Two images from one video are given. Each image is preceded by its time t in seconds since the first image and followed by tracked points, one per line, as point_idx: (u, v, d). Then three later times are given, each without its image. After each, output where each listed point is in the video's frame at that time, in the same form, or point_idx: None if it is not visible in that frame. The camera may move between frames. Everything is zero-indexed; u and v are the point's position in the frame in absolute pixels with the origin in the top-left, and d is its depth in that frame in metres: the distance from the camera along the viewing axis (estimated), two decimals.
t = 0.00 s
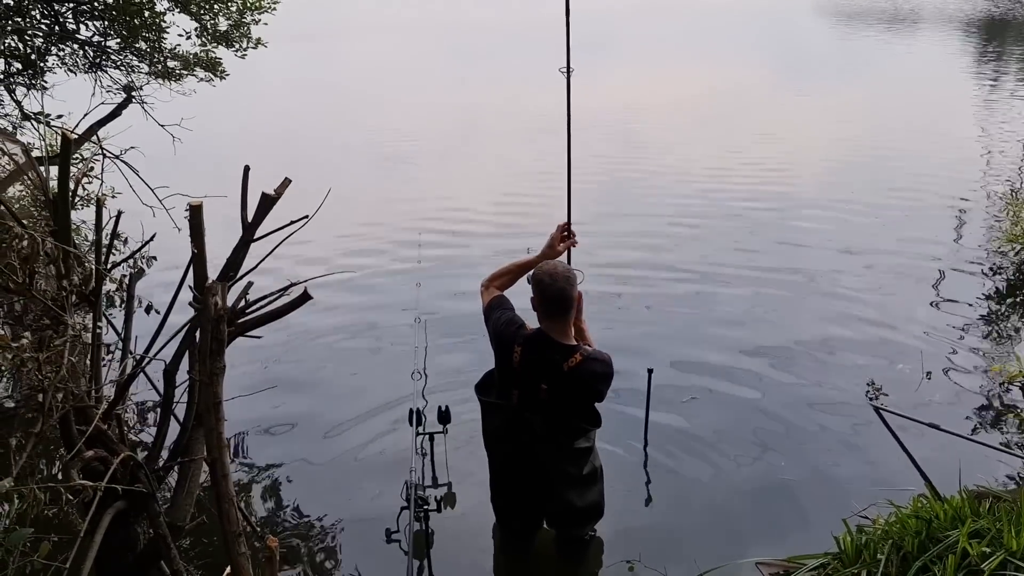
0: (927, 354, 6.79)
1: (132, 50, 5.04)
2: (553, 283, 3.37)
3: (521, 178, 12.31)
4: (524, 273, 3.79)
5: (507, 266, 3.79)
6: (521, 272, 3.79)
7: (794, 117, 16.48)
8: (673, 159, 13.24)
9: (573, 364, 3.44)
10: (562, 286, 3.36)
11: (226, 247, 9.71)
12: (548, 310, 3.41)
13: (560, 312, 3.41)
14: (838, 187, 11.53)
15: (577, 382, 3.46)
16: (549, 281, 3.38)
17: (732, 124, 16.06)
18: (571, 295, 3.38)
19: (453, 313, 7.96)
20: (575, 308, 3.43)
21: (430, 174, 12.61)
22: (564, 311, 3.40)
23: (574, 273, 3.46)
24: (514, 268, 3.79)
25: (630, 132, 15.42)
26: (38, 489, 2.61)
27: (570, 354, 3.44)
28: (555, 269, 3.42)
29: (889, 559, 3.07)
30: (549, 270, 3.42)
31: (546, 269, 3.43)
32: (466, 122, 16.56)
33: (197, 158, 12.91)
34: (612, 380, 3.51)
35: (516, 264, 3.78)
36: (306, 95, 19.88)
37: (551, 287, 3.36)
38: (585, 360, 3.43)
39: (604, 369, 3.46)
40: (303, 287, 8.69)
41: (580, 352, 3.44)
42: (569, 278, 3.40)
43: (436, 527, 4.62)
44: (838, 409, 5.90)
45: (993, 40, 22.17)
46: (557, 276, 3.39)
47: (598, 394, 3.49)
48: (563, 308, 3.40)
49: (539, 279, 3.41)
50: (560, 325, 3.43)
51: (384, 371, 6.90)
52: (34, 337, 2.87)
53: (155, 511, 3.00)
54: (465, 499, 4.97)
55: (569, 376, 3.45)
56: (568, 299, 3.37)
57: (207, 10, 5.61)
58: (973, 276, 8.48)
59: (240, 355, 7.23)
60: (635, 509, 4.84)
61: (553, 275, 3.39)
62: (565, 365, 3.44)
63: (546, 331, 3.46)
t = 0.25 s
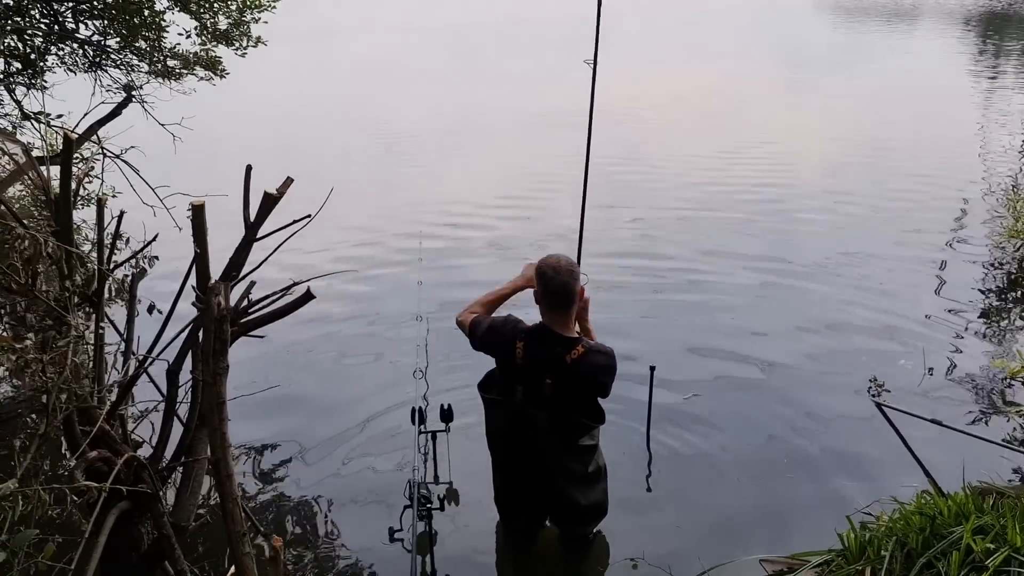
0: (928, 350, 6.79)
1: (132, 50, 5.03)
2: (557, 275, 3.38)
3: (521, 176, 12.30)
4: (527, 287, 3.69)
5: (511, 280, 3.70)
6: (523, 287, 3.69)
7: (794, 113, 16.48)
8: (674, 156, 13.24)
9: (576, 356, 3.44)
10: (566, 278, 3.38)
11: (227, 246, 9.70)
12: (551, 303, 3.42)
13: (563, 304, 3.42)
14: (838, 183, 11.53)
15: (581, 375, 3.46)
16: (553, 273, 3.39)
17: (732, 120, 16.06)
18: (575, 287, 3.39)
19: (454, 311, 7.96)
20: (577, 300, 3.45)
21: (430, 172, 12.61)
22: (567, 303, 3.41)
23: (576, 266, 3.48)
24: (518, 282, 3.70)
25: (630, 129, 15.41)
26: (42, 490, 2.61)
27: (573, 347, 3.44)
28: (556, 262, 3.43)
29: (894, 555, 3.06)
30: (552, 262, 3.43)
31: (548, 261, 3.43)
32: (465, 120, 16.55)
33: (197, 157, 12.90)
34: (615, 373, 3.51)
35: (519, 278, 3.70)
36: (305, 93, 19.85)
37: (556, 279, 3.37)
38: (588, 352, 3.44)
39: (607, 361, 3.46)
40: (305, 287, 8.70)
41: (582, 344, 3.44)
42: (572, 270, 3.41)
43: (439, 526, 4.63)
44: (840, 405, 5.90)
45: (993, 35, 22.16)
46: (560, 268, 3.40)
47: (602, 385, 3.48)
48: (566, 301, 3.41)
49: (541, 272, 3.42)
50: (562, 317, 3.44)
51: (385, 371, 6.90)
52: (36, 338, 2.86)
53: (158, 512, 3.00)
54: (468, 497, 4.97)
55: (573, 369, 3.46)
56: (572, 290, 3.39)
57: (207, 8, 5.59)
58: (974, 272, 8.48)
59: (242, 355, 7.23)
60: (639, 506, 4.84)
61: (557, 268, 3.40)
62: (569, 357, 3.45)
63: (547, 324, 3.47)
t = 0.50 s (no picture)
0: (926, 347, 6.82)
1: (130, 48, 5.02)
2: (550, 268, 3.41)
3: (519, 175, 12.31)
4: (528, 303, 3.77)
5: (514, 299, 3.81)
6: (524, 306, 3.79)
7: (791, 111, 16.51)
8: (671, 154, 13.26)
9: (572, 348, 3.44)
10: (560, 271, 3.40)
11: (225, 245, 9.70)
12: (546, 297, 3.44)
13: (558, 298, 3.44)
14: (836, 181, 11.55)
15: (579, 367, 3.45)
16: (546, 267, 3.42)
17: (729, 118, 16.08)
18: (569, 279, 3.41)
19: (453, 309, 7.97)
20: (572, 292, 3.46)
21: (428, 170, 12.61)
22: (562, 295, 3.43)
23: (570, 260, 3.51)
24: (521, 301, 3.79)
25: (628, 127, 15.42)
26: (44, 490, 2.61)
27: (569, 338, 3.45)
28: (550, 255, 3.46)
29: (892, 553, 3.08)
30: (545, 256, 3.45)
31: (542, 255, 3.46)
32: (463, 118, 16.55)
33: (195, 156, 12.88)
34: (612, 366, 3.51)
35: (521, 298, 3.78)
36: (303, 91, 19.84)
37: (549, 272, 3.40)
38: (584, 344, 3.44)
39: (603, 353, 3.45)
40: (304, 285, 8.70)
41: (577, 336, 3.45)
42: (566, 263, 3.44)
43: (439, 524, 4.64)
44: (838, 403, 5.92)
45: (989, 34, 22.23)
46: (554, 261, 3.43)
47: (601, 377, 3.45)
48: (561, 293, 3.43)
49: (535, 265, 3.45)
50: (558, 310, 3.45)
51: (384, 369, 6.91)
52: (36, 338, 2.86)
53: (159, 511, 3.00)
54: (467, 495, 4.98)
55: (569, 362, 3.46)
56: (565, 283, 3.41)
57: (204, 6, 5.58)
58: (970, 270, 8.51)
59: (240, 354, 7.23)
60: (638, 504, 4.85)
61: (551, 261, 3.43)
62: (565, 350, 3.45)
63: (543, 318, 3.47)
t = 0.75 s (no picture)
0: (920, 344, 6.84)
1: (124, 45, 5.01)
2: (536, 260, 3.44)
3: (515, 172, 12.31)
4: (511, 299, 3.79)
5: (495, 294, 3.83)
6: (505, 302, 3.80)
7: (786, 108, 16.53)
8: (667, 151, 13.26)
9: (559, 334, 3.48)
10: (545, 262, 3.43)
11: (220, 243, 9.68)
12: (532, 289, 3.47)
13: (544, 288, 3.47)
14: (831, 178, 11.58)
15: (567, 351, 3.49)
16: (532, 259, 3.44)
17: (725, 116, 16.09)
18: (554, 269, 3.45)
19: (448, 307, 7.96)
20: (555, 283, 3.51)
21: (424, 168, 12.59)
22: (546, 285, 3.47)
23: (554, 251, 3.54)
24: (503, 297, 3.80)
25: (623, 124, 15.42)
26: (39, 488, 2.61)
27: (555, 324, 3.48)
28: (536, 246, 3.48)
29: (886, 549, 3.09)
30: (530, 247, 3.48)
31: (527, 246, 3.48)
32: (458, 116, 16.53)
33: (189, 153, 12.85)
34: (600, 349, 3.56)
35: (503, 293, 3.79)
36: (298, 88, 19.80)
37: (535, 264, 3.43)
38: (571, 330, 3.48)
39: (591, 338, 3.50)
40: (299, 283, 8.68)
41: (564, 322, 3.48)
42: (551, 255, 3.47)
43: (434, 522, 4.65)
44: (832, 399, 5.94)
45: (983, 31, 22.28)
46: (539, 253, 3.45)
47: (588, 360, 3.50)
48: (547, 284, 3.46)
49: (521, 256, 3.47)
50: (542, 299, 3.49)
51: (379, 366, 6.91)
52: (31, 335, 2.86)
53: (155, 509, 3.00)
54: (462, 492, 4.98)
55: (557, 347, 3.48)
56: (551, 274, 3.44)
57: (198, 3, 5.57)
58: (964, 267, 8.54)
59: (235, 351, 7.23)
60: (632, 501, 4.86)
61: (536, 253, 3.45)
62: (552, 336, 3.48)
63: (529, 307, 3.50)
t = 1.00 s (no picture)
0: (914, 341, 6.86)
1: (118, 42, 5.00)
2: (516, 252, 3.44)
3: (510, 170, 12.32)
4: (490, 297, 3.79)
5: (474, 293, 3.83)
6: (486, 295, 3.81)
7: (781, 106, 16.55)
8: (662, 149, 13.28)
9: (541, 320, 3.47)
10: (525, 255, 3.43)
11: (215, 240, 9.66)
12: (512, 282, 3.47)
13: (524, 281, 3.48)
14: (825, 176, 11.60)
15: (550, 336, 3.48)
16: (512, 252, 3.44)
17: (720, 113, 16.11)
18: (534, 261, 3.45)
19: (444, 304, 7.97)
20: (535, 276, 3.51)
21: (419, 166, 12.59)
22: (526, 278, 3.47)
23: (534, 244, 3.55)
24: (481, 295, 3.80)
25: (618, 122, 15.42)
26: (34, 485, 2.60)
27: (535, 311, 3.48)
28: (515, 240, 3.49)
29: (880, 545, 3.11)
30: (510, 241, 3.48)
31: (507, 240, 3.49)
32: (454, 114, 16.52)
33: (184, 151, 12.82)
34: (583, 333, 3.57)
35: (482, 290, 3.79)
36: (294, 86, 19.77)
37: (515, 257, 3.43)
38: (553, 315, 3.48)
39: (573, 323, 3.51)
40: (295, 281, 8.67)
41: (545, 309, 3.49)
42: (531, 248, 3.48)
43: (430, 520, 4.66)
44: (826, 396, 5.96)
45: (977, 29, 22.34)
46: (519, 246, 3.45)
47: (571, 343, 3.51)
48: (527, 276, 3.46)
49: (501, 250, 3.47)
50: (523, 290, 3.49)
51: (375, 365, 6.91)
52: (26, 333, 2.85)
53: (150, 507, 3.00)
54: (457, 490, 4.99)
55: (540, 333, 3.48)
56: (531, 267, 3.44)
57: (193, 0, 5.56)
58: (959, 264, 8.57)
59: (230, 349, 7.22)
60: (627, 499, 4.86)
61: (516, 246, 3.45)
62: (534, 322, 3.47)
63: (509, 298, 3.51)
